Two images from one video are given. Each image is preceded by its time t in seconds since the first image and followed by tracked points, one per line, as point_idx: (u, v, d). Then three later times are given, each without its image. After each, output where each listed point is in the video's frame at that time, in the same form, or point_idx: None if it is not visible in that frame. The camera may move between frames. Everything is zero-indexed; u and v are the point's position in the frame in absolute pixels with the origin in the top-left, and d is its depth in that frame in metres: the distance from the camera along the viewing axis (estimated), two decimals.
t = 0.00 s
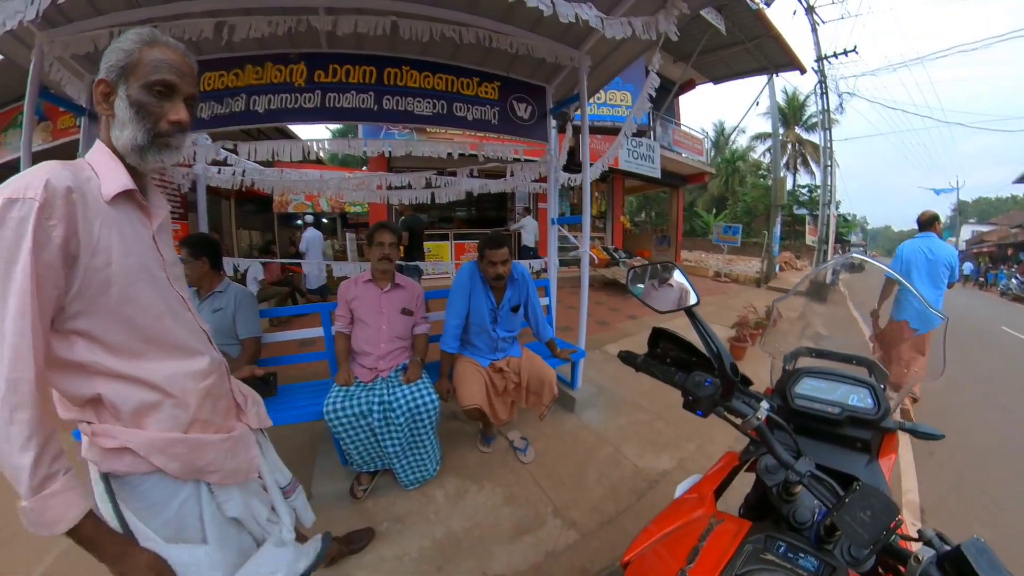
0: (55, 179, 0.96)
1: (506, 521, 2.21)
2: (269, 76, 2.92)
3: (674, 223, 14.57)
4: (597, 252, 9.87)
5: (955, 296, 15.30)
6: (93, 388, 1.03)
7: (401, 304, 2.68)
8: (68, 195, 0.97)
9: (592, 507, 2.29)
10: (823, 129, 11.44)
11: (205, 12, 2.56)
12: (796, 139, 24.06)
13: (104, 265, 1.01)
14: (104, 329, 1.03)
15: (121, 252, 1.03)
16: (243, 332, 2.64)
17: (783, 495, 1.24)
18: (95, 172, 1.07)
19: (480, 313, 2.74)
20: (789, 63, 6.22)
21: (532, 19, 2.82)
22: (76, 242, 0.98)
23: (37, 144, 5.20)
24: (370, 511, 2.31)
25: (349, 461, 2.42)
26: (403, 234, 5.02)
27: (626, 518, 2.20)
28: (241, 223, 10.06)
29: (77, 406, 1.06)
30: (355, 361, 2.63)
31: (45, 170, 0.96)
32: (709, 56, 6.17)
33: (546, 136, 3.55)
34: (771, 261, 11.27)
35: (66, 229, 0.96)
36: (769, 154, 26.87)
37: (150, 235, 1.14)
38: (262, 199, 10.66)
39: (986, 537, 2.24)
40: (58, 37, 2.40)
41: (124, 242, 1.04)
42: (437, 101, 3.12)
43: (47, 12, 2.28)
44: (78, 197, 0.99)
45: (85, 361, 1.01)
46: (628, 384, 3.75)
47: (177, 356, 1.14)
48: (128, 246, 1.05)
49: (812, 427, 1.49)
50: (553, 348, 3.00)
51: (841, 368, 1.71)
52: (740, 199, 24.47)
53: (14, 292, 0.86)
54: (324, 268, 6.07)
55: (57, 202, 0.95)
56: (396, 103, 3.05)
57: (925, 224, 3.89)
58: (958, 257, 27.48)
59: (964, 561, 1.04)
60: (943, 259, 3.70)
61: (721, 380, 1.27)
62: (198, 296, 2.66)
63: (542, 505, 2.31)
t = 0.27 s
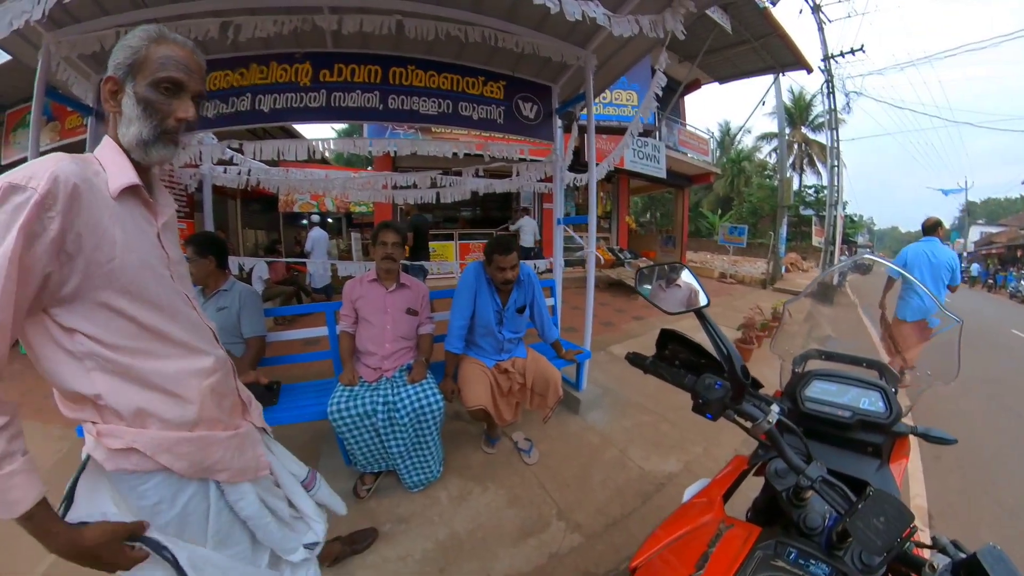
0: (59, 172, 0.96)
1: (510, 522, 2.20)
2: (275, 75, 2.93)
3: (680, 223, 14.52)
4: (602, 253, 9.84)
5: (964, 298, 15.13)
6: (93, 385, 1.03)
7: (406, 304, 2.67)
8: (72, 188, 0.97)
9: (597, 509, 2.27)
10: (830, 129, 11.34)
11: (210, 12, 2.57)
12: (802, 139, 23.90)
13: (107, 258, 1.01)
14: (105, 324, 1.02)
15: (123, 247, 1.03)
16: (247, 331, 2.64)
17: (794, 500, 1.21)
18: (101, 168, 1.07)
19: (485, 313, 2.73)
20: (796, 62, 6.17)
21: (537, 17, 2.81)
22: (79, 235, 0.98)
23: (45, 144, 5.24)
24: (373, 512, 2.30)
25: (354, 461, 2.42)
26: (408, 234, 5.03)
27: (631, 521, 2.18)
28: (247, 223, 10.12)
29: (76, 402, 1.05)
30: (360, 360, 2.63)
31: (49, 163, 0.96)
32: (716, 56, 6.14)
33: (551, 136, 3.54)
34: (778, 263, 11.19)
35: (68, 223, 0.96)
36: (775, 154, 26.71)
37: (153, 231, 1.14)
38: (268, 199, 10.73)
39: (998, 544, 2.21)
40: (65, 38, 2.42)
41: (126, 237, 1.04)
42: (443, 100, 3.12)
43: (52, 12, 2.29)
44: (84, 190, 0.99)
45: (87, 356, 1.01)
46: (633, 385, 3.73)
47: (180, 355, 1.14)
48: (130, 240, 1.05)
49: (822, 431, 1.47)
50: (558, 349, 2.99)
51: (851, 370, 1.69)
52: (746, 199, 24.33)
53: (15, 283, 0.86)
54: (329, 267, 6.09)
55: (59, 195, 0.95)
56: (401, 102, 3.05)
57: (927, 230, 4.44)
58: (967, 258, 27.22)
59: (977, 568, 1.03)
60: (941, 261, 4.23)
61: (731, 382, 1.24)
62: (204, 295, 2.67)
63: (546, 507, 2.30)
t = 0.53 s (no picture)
0: (69, 172, 0.96)
1: (511, 523, 2.20)
2: (278, 75, 2.93)
3: (683, 223, 14.48)
4: (606, 253, 9.83)
5: (971, 300, 15.00)
6: (97, 381, 1.03)
7: (408, 303, 2.68)
8: (81, 188, 0.98)
9: (598, 510, 2.27)
10: (834, 129, 11.28)
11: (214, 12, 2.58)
12: (807, 139, 23.79)
13: (115, 258, 1.01)
14: (112, 322, 1.03)
15: (131, 247, 1.03)
16: (251, 330, 2.65)
17: (795, 504, 1.21)
18: (110, 168, 1.08)
19: (488, 313, 2.73)
20: (800, 61, 6.14)
21: (539, 17, 2.81)
22: (87, 235, 0.98)
23: (51, 144, 5.28)
24: (374, 511, 2.31)
25: (355, 459, 2.42)
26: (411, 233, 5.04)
27: (632, 523, 2.18)
28: (250, 222, 10.18)
29: (80, 399, 1.06)
30: (362, 359, 2.63)
31: (60, 163, 0.97)
32: (719, 55, 6.12)
33: (554, 135, 3.53)
34: (782, 263, 11.13)
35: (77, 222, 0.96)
36: (780, 154, 26.59)
37: (161, 231, 1.14)
38: (271, 198, 10.77)
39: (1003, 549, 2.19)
40: (70, 39, 2.44)
41: (134, 237, 1.05)
42: (446, 100, 3.11)
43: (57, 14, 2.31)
44: (90, 190, 0.99)
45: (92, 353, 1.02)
46: (636, 386, 3.72)
47: (184, 354, 1.14)
48: (139, 240, 1.05)
49: (824, 434, 1.46)
50: (560, 349, 2.98)
51: (855, 373, 1.68)
52: (750, 199, 24.22)
53: (20, 283, 0.87)
54: (332, 266, 6.11)
55: (69, 195, 0.95)
56: (404, 102, 3.05)
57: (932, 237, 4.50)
58: (974, 260, 26.99)
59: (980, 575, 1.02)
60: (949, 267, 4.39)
61: (733, 385, 1.25)
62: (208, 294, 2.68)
63: (547, 508, 2.30)
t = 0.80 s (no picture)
0: (83, 168, 0.98)
1: (512, 520, 2.21)
2: (282, 75, 2.95)
3: (687, 223, 14.45)
4: (608, 252, 9.82)
5: (977, 300, 14.89)
6: (107, 374, 1.05)
7: (411, 301, 2.69)
8: (95, 185, 0.99)
9: (598, 508, 2.28)
10: (839, 128, 11.21)
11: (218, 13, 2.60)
12: (811, 138, 23.67)
13: (127, 254, 1.03)
14: (122, 317, 1.05)
15: (143, 244, 1.05)
16: (254, 328, 2.67)
17: (794, 502, 1.21)
18: (124, 166, 1.10)
19: (490, 312, 2.74)
20: (804, 60, 6.11)
21: (540, 17, 2.82)
22: (100, 231, 1.00)
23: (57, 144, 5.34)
24: (376, 507, 2.33)
25: (357, 456, 2.44)
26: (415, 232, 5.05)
27: (632, 521, 2.19)
28: (254, 221, 10.23)
29: (88, 391, 1.07)
30: (365, 357, 2.65)
31: (75, 159, 0.98)
32: (722, 54, 6.11)
33: (557, 134, 3.53)
34: (786, 263, 11.09)
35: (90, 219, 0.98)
36: (784, 153, 26.46)
37: (173, 230, 1.16)
38: (275, 197, 10.83)
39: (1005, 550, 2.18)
40: (76, 40, 2.48)
41: (146, 235, 1.06)
42: (449, 99, 3.12)
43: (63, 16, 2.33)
44: (104, 187, 1.01)
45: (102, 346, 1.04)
46: (638, 385, 3.72)
47: (193, 350, 1.16)
48: (150, 238, 1.07)
49: (824, 433, 1.46)
50: (562, 347, 2.99)
51: (857, 372, 1.68)
52: (754, 198, 24.12)
53: (33, 278, 0.89)
54: (336, 265, 6.14)
55: (84, 192, 0.97)
56: (407, 102, 3.06)
57: (938, 234, 4.55)
58: (980, 260, 26.79)
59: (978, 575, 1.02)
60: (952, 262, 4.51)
61: (732, 382, 1.25)
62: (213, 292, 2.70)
63: (548, 506, 2.31)
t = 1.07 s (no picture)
0: (92, 161, 0.99)
1: (514, 517, 2.22)
2: (286, 74, 2.96)
3: (691, 221, 14.41)
4: (612, 251, 9.81)
5: (983, 300, 14.78)
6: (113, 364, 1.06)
7: (414, 299, 2.70)
8: (104, 179, 1.00)
9: (600, 506, 2.28)
10: (844, 126, 11.13)
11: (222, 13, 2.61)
12: (816, 136, 23.53)
13: (133, 247, 1.04)
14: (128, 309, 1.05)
15: (148, 238, 1.06)
16: (259, 325, 2.69)
17: (796, 500, 1.22)
18: (133, 162, 1.11)
19: (494, 310, 2.74)
20: (809, 57, 6.07)
21: (544, 15, 2.83)
22: (106, 224, 1.01)
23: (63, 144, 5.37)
24: (378, 503, 2.34)
25: (360, 452, 2.45)
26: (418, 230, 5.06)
27: (634, 519, 2.19)
28: (259, 220, 10.28)
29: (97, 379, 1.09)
30: (369, 354, 2.66)
31: (87, 153, 1.00)
32: (726, 52, 6.08)
33: (560, 133, 3.53)
34: (790, 262, 11.04)
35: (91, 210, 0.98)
36: (789, 152, 26.32)
37: (182, 226, 1.16)
38: (279, 196, 10.88)
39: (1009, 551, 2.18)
40: (81, 41, 2.49)
41: (153, 228, 1.07)
42: (451, 98, 3.12)
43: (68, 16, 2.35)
44: (111, 182, 1.02)
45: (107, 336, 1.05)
46: (641, 384, 3.72)
47: (200, 344, 1.16)
48: (156, 233, 1.08)
49: (827, 431, 1.46)
50: (565, 345, 2.99)
51: (860, 371, 1.68)
52: (758, 197, 24.01)
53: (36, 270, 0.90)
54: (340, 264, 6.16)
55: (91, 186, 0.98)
56: (410, 100, 3.06)
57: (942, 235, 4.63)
58: (987, 259, 26.58)
59: (981, 573, 1.02)
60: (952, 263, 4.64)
61: (733, 378, 1.24)
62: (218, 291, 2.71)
63: (549, 503, 2.31)
